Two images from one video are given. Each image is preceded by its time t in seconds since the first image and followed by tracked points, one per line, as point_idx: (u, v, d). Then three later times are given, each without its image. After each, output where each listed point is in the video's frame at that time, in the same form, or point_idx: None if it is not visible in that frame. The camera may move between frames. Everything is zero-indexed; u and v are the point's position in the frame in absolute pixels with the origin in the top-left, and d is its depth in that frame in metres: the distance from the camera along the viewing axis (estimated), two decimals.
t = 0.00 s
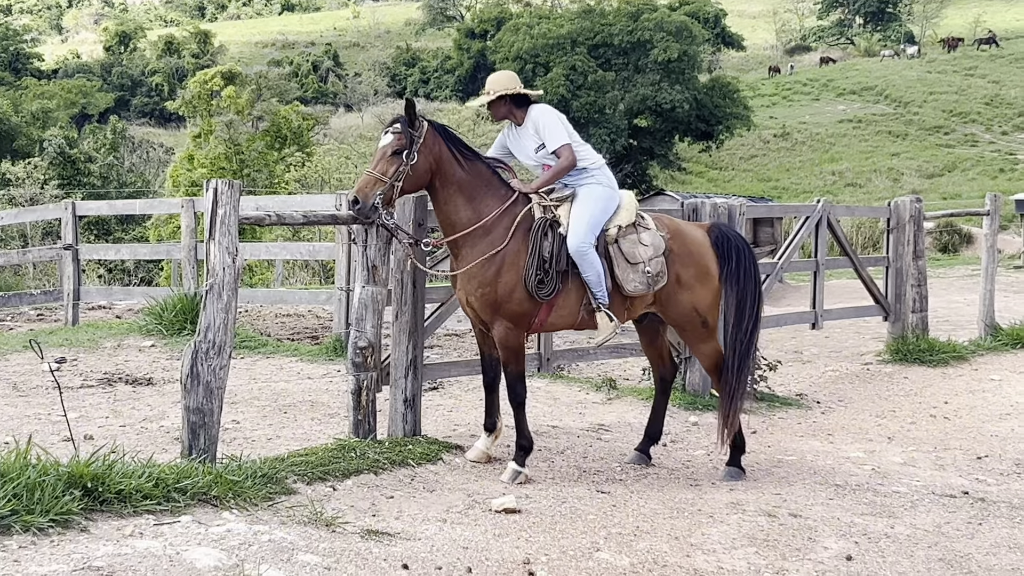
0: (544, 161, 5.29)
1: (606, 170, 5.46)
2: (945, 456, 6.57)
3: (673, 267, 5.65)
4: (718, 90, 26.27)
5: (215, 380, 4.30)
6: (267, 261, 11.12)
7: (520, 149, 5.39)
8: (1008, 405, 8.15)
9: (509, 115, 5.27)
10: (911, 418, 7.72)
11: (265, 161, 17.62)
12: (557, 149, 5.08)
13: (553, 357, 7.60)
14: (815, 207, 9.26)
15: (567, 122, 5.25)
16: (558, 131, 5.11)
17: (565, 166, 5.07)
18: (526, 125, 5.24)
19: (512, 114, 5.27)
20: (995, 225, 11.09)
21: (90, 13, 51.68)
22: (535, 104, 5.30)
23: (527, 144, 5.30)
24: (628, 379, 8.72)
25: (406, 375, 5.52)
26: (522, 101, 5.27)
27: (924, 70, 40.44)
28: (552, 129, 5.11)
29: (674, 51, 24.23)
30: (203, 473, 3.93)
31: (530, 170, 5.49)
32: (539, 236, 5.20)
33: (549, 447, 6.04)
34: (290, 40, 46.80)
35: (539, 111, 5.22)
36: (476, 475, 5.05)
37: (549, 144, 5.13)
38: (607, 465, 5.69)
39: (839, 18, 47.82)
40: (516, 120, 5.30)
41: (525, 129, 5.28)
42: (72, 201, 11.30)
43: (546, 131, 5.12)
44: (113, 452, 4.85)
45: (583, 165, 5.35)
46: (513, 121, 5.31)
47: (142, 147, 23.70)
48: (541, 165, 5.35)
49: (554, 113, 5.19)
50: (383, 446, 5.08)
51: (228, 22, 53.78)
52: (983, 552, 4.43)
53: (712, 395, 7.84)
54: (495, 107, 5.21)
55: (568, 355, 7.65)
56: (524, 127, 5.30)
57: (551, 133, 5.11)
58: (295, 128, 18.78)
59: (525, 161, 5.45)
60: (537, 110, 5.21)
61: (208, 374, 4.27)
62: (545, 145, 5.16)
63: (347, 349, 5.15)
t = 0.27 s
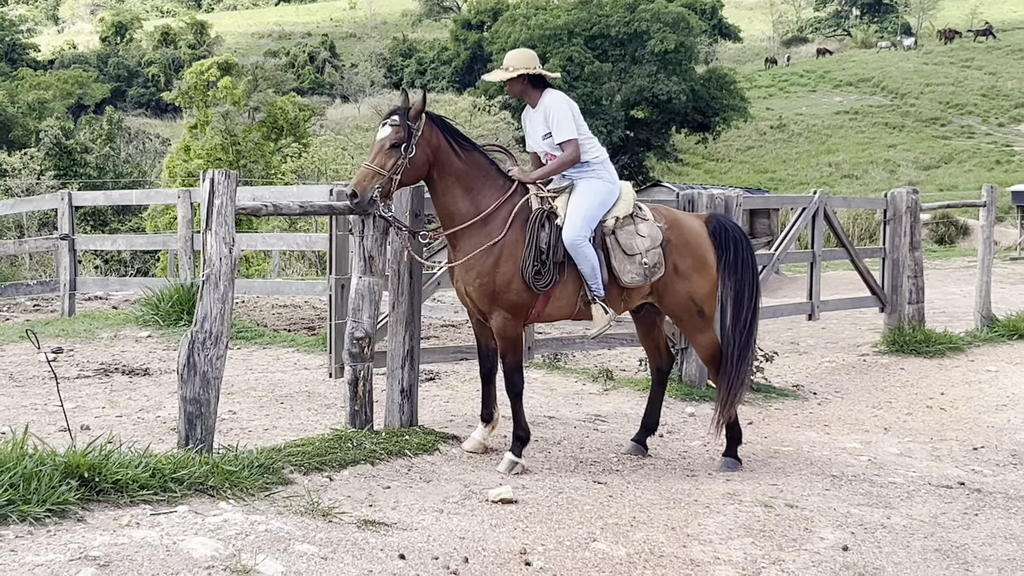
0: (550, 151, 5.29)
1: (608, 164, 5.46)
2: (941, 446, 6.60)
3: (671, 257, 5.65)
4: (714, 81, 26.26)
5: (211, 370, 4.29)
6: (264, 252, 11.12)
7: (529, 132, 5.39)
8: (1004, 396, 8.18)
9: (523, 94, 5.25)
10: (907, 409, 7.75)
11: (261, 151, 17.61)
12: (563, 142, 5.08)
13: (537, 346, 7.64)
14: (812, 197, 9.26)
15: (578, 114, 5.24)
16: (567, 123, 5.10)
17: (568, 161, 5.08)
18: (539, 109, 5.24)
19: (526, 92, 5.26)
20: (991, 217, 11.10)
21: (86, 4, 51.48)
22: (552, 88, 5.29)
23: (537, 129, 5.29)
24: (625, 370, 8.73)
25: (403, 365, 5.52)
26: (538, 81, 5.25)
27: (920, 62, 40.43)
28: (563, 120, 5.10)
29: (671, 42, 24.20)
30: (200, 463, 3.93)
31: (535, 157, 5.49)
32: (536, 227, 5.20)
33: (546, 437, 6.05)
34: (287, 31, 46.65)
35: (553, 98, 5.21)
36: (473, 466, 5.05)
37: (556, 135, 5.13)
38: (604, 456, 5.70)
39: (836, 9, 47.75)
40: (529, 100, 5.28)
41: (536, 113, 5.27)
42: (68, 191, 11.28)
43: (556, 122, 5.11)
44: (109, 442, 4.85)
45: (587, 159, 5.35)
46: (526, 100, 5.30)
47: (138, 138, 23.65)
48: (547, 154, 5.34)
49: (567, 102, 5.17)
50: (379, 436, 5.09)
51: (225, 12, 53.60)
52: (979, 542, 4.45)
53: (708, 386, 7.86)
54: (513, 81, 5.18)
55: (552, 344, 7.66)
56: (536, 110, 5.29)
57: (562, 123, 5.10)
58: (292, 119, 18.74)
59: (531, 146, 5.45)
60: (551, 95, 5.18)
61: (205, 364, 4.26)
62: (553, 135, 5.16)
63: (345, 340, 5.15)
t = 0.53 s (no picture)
0: (564, 138, 5.29)
1: (615, 157, 5.46)
2: (938, 439, 6.61)
3: (673, 248, 5.66)
4: (712, 74, 26.23)
5: (209, 362, 4.28)
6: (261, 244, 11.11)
7: (546, 114, 5.37)
8: (1001, 389, 8.20)
9: (545, 76, 5.22)
10: (904, 402, 7.76)
11: (258, 143, 17.58)
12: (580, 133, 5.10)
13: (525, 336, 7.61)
14: (810, 190, 9.26)
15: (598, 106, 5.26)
16: (588, 114, 5.11)
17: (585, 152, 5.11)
18: (559, 93, 5.22)
19: (549, 75, 5.22)
20: (989, 210, 11.10)
21: None
22: (574, 73, 5.27)
23: (554, 113, 5.28)
24: (623, 362, 8.73)
25: (400, 357, 5.51)
26: (561, 64, 5.23)
27: (918, 54, 40.41)
28: (585, 110, 5.11)
29: (669, 34, 24.16)
30: (197, 455, 3.93)
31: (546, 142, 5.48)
32: (538, 218, 5.21)
33: (543, 429, 6.05)
34: (284, 22, 46.53)
35: (575, 85, 5.20)
36: (470, 458, 5.06)
37: (574, 124, 5.14)
38: (601, 448, 5.70)
39: (834, 2, 47.69)
40: (550, 83, 5.25)
41: (556, 97, 5.25)
42: (65, 182, 11.26)
43: (578, 110, 5.11)
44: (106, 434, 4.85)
45: (602, 152, 5.33)
46: (547, 82, 5.27)
47: (135, 129, 23.60)
48: (559, 140, 5.34)
49: (590, 92, 5.17)
50: (376, 428, 5.09)
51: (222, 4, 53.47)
52: (976, 535, 4.46)
53: (706, 378, 7.87)
54: (537, 62, 5.17)
55: (540, 335, 7.60)
56: (556, 93, 5.27)
57: (584, 113, 5.11)
58: (290, 110, 18.70)
59: (544, 130, 5.43)
60: (574, 82, 5.16)
61: (202, 356, 4.25)
62: (571, 123, 5.17)
63: (342, 332, 5.15)
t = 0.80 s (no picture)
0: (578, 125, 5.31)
1: (627, 150, 5.49)
2: (936, 430, 6.62)
3: (683, 236, 5.67)
4: (711, 65, 26.17)
5: (207, 353, 4.27)
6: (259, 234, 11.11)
7: (564, 98, 5.40)
8: (999, 380, 8.21)
9: (570, 62, 5.27)
10: (902, 393, 7.78)
11: (257, 134, 17.56)
12: (595, 121, 5.12)
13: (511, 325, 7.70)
14: (808, 181, 9.25)
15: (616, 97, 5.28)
16: (603, 105, 5.13)
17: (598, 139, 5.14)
18: (582, 79, 5.25)
19: (574, 60, 5.27)
20: (988, 201, 11.09)
21: None
22: (598, 61, 5.31)
23: (572, 99, 5.30)
24: (621, 353, 8.73)
25: (398, 348, 5.51)
26: (588, 51, 5.28)
27: (917, 46, 40.35)
28: (602, 101, 5.12)
29: (668, 26, 24.09)
30: (195, 445, 3.93)
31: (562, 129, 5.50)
32: (549, 209, 5.22)
33: (542, 421, 6.06)
34: (282, 13, 46.39)
35: (597, 73, 5.23)
36: (468, 449, 5.06)
37: (587, 112, 5.16)
38: (599, 439, 5.71)
39: None
40: (575, 68, 5.30)
41: (577, 83, 5.29)
42: (63, 172, 11.23)
43: (593, 99, 5.12)
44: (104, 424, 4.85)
45: (612, 143, 5.37)
46: (571, 68, 5.31)
47: (134, 120, 23.55)
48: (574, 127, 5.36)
49: (610, 82, 5.19)
50: (374, 419, 5.10)
51: None
52: (974, 526, 4.48)
53: (704, 369, 7.87)
54: (564, 46, 5.20)
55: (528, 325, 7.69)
56: (577, 79, 5.30)
57: (603, 102, 5.13)
58: (288, 101, 18.64)
59: (560, 116, 5.45)
60: (597, 70, 5.19)
61: (200, 346, 4.24)
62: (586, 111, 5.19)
63: (340, 322, 5.15)
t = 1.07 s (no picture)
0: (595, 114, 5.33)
1: (642, 136, 5.52)
2: (933, 419, 6.64)
3: (701, 221, 5.75)
4: (709, 54, 26.09)
5: (204, 340, 4.25)
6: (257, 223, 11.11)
7: (581, 87, 5.40)
8: (996, 369, 8.22)
9: (590, 50, 5.26)
10: (899, 381, 7.80)
11: (254, 122, 17.51)
12: (613, 110, 5.15)
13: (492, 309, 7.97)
14: (807, 169, 9.23)
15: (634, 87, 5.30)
16: (624, 94, 5.15)
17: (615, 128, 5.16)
18: (602, 68, 5.26)
19: (595, 50, 5.26)
20: (985, 190, 11.07)
21: None
22: (618, 50, 5.31)
23: (591, 88, 5.30)
24: (618, 341, 8.74)
25: (396, 335, 5.51)
26: (608, 40, 5.27)
27: (915, 35, 40.26)
28: (623, 91, 5.15)
29: (667, 14, 24.00)
30: (193, 432, 3.93)
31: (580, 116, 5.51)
32: (570, 196, 5.24)
33: (539, 408, 6.08)
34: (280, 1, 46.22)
35: (617, 64, 5.24)
36: (466, 437, 5.07)
37: (605, 101, 5.18)
38: (596, 427, 5.72)
39: None
40: (594, 57, 5.30)
41: (596, 72, 5.29)
42: (60, 159, 11.21)
43: (614, 89, 5.15)
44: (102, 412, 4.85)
45: (628, 132, 5.40)
46: (591, 56, 5.31)
47: (131, 108, 23.48)
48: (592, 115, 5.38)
49: (629, 72, 5.20)
50: (372, 407, 5.10)
51: None
52: (971, 515, 4.49)
53: (703, 358, 7.87)
54: (586, 36, 5.19)
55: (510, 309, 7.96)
56: (597, 68, 5.30)
57: (622, 92, 5.15)
58: (286, 89, 18.56)
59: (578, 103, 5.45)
60: (617, 60, 5.22)
61: (198, 334, 4.22)
62: (605, 100, 5.21)
63: (339, 310, 5.15)
